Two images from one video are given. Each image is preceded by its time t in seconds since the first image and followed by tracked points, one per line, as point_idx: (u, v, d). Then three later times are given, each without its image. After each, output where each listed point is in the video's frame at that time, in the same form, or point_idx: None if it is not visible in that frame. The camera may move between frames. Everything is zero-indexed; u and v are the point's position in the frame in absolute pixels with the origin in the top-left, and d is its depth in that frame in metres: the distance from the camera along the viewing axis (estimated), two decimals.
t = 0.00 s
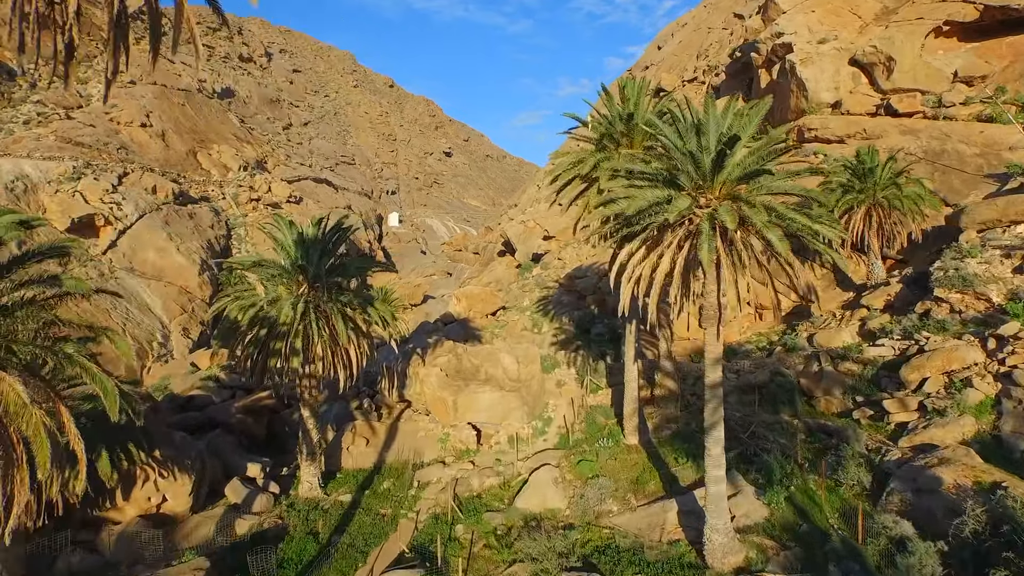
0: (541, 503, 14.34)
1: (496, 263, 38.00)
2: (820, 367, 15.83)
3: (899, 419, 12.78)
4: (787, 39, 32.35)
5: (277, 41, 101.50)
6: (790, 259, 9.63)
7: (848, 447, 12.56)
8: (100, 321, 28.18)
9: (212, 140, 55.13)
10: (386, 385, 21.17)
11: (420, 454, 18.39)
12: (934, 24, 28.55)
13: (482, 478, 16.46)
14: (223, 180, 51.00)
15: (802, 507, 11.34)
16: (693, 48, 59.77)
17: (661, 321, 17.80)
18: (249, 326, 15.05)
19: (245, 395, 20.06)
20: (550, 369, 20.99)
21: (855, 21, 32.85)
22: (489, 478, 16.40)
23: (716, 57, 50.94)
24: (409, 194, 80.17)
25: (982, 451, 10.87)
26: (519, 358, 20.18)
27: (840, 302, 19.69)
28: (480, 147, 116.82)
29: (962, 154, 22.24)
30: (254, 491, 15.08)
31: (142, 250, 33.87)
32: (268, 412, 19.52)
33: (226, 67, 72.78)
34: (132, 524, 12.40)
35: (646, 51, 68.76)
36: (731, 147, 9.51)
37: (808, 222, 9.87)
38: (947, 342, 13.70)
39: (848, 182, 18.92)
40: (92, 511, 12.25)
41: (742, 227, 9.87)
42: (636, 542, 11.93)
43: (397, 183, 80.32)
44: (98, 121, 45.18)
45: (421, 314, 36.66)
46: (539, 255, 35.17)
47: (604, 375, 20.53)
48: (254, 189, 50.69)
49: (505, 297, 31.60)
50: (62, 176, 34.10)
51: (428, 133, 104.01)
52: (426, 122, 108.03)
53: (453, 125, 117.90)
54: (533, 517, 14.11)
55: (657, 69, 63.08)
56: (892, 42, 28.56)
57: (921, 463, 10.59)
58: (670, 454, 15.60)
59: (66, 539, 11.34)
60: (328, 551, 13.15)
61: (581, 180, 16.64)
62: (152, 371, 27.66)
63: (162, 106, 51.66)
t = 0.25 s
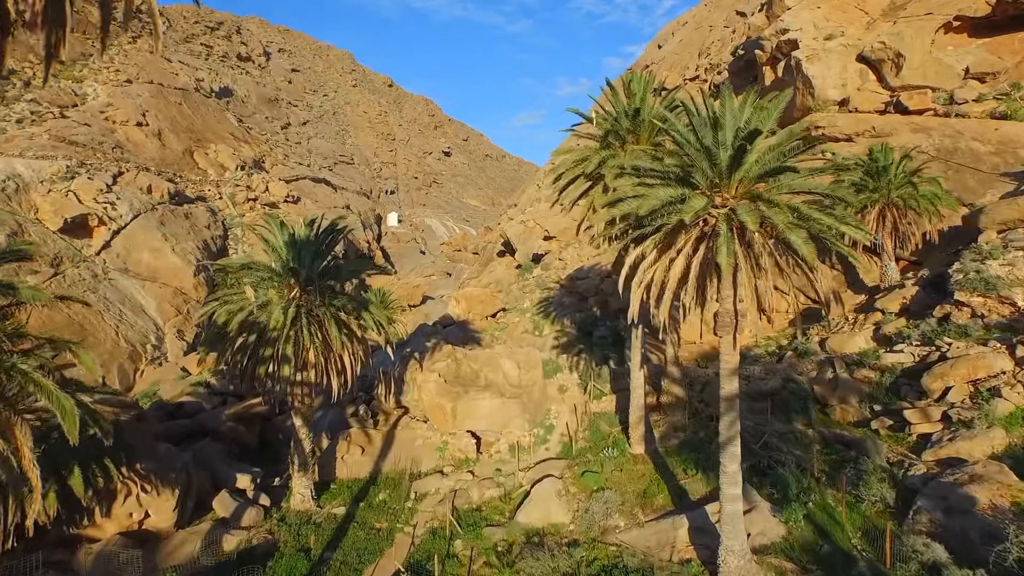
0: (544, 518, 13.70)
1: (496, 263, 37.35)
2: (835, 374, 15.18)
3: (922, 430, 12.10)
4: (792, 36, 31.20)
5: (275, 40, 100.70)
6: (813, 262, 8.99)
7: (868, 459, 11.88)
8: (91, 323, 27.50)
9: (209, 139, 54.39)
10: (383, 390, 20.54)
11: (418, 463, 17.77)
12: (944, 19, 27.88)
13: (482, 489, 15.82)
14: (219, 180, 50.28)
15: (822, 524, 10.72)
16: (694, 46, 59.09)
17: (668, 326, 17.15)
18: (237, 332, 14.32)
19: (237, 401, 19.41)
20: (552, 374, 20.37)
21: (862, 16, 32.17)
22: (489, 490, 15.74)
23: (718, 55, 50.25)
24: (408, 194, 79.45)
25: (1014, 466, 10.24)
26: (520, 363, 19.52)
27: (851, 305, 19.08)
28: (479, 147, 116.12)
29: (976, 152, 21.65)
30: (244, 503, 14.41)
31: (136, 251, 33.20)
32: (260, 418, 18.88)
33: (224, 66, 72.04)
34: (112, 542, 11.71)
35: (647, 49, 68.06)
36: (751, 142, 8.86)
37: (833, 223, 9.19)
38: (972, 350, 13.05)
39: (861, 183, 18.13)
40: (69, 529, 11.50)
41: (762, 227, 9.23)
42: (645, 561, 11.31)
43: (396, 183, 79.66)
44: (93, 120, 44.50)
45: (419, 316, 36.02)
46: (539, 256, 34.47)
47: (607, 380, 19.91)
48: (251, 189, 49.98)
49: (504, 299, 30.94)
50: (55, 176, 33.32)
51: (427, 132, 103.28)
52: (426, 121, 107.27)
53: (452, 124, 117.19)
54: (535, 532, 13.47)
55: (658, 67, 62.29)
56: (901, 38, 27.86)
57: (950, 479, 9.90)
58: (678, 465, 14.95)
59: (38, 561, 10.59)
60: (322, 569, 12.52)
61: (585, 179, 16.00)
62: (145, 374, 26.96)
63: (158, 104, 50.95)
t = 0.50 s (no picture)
0: (546, 532, 13.04)
1: (496, 264, 36.64)
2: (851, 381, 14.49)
3: (947, 442, 11.44)
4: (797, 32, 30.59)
5: (274, 39, 99.92)
6: (842, 266, 8.28)
7: (891, 473, 11.17)
8: (84, 325, 26.83)
9: (206, 137, 53.65)
10: (379, 396, 19.86)
11: (415, 472, 17.12)
12: (955, 14, 27.22)
13: (482, 501, 15.15)
14: (216, 179, 49.53)
15: (845, 543, 10.05)
16: (696, 44, 58.40)
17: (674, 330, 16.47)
18: (223, 337, 13.61)
19: (228, 408, 18.72)
20: (554, 379, 19.71)
21: (869, 12, 31.48)
22: (489, 502, 15.07)
23: (721, 53, 49.56)
24: (408, 194, 78.76)
25: None
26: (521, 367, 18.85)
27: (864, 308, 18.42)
28: (479, 146, 115.42)
29: (992, 149, 20.99)
30: (231, 517, 13.72)
31: (131, 251, 32.45)
32: (251, 426, 18.21)
33: (222, 65, 71.35)
34: (89, 561, 11.03)
35: (648, 48, 67.37)
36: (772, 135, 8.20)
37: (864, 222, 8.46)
38: (999, 357, 12.38)
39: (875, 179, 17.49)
40: (41, 548, 10.80)
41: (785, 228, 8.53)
42: None
43: (395, 182, 78.97)
44: (88, 119, 43.81)
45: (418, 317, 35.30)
46: (540, 257, 33.73)
47: (611, 386, 19.23)
48: (249, 188, 49.25)
49: (505, 300, 30.24)
50: (48, 175, 32.62)
51: (427, 132, 102.59)
52: (425, 121, 106.55)
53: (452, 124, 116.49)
54: (538, 548, 12.79)
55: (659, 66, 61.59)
56: (911, 33, 27.20)
57: (983, 497, 9.25)
58: (688, 477, 14.26)
59: None
60: None
61: (589, 177, 15.32)
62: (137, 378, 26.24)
63: (154, 103, 50.22)
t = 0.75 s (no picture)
0: (547, 548, 12.36)
1: (496, 264, 35.91)
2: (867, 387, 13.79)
3: (976, 454, 10.78)
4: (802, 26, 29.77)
5: (273, 39, 99.08)
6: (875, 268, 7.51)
7: (915, 488, 10.46)
8: (74, 327, 26.08)
9: (203, 136, 52.87)
10: (374, 401, 19.15)
11: (410, 482, 16.43)
12: (966, 8, 26.49)
13: (480, 513, 14.46)
14: (213, 178, 48.70)
15: (866, 563, 9.38)
16: (698, 41, 57.66)
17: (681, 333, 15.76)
18: (208, 342, 12.89)
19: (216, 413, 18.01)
20: (555, 383, 19.02)
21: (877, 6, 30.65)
22: (487, 514, 14.38)
23: (724, 50, 48.80)
24: (407, 193, 78.05)
25: None
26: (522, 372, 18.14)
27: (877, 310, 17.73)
28: (479, 146, 114.70)
29: (1009, 146, 20.29)
30: (216, 531, 13.02)
31: (124, 250, 31.60)
32: (240, 433, 17.52)
33: (221, 64, 70.59)
34: None
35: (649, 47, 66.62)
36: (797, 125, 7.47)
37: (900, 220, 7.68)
38: None
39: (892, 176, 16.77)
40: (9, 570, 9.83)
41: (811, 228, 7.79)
42: None
43: (394, 182, 78.26)
44: (83, 117, 43.04)
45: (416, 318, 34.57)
46: (540, 257, 32.99)
47: (615, 391, 18.53)
48: (246, 187, 48.45)
49: (504, 301, 29.50)
50: (40, 173, 31.82)
51: (426, 132, 101.84)
52: (425, 121, 105.80)
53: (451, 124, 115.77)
54: (539, 566, 12.11)
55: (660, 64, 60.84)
56: (921, 27, 26.47)
57: None
58: (696, 489, 13.57)
59: None
60: None
61: (591, 173, 14.61)
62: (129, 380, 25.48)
63: (150, 101, 49.44)
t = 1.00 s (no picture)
0: (548, 565, 11.65)
1: (495, 265, 35.15)
2: (885, 394, 13.10)
3: (1008, 469, 10.11)
4: (808, 22, 28.95)
5: (272, 39, 98.24)
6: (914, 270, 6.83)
7: (944, 506, 9.76)
8: (64, 328, 25.35)
9: (200, 135, 52.05)
10: (368, 406, 18.42)
11: (405, 492, 15.72)
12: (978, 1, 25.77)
13: (477, 526, 13.74)
14: (210, 178, 47.87)
15: None
16: (699, 39, 56.93)
17: (688, 337, 15.05)
18: (189, 348, 12.15)
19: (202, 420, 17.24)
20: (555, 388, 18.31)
21: None
22: (485, 527, 13.67)
23: (726, 47, 48.07)
24: (406, 193, 77.31)
25: None
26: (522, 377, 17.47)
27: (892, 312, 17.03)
28: (478, 145, 113.99)
29: None
30: (198, 546, 12.29)
31: (118, 251, 30.77)
32: (226, 441, 16.76)
33: (219, 64, 69.79)
34: None
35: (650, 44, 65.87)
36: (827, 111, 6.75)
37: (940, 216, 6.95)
38: None
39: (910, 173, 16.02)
40: None
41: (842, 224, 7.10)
42: None
43: (393, 182, 77.52)
44: (77, 116, 42.27)
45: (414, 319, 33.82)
46: (540, 257, 32.25)
47: (618, 397, 17.78)
48: (243, 186, 47.61)
49: (504, 302, 28.77)
50: (31, 172, 30.95)
51: (426, 131, 101.12)
52: (424, 121, 105.07)
53: (451, 124, 115.07)
54: None
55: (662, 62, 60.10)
56: (932, 21, 25.75)
57: None
58: (705, 502, 12.85)
59: None
60: None
61: (594, 168, 13.86)
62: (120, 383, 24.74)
63: (147, 100, 48.61)
